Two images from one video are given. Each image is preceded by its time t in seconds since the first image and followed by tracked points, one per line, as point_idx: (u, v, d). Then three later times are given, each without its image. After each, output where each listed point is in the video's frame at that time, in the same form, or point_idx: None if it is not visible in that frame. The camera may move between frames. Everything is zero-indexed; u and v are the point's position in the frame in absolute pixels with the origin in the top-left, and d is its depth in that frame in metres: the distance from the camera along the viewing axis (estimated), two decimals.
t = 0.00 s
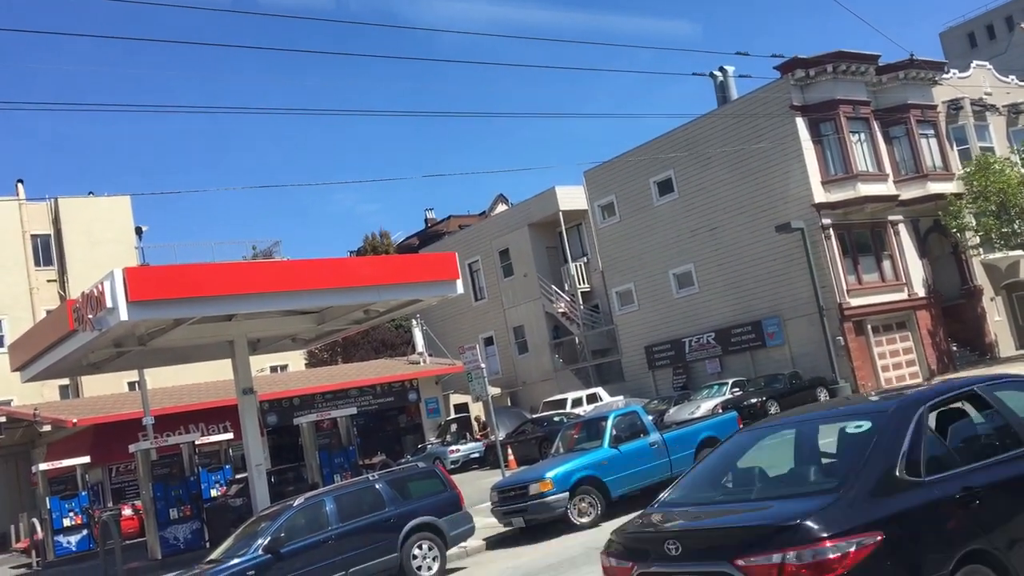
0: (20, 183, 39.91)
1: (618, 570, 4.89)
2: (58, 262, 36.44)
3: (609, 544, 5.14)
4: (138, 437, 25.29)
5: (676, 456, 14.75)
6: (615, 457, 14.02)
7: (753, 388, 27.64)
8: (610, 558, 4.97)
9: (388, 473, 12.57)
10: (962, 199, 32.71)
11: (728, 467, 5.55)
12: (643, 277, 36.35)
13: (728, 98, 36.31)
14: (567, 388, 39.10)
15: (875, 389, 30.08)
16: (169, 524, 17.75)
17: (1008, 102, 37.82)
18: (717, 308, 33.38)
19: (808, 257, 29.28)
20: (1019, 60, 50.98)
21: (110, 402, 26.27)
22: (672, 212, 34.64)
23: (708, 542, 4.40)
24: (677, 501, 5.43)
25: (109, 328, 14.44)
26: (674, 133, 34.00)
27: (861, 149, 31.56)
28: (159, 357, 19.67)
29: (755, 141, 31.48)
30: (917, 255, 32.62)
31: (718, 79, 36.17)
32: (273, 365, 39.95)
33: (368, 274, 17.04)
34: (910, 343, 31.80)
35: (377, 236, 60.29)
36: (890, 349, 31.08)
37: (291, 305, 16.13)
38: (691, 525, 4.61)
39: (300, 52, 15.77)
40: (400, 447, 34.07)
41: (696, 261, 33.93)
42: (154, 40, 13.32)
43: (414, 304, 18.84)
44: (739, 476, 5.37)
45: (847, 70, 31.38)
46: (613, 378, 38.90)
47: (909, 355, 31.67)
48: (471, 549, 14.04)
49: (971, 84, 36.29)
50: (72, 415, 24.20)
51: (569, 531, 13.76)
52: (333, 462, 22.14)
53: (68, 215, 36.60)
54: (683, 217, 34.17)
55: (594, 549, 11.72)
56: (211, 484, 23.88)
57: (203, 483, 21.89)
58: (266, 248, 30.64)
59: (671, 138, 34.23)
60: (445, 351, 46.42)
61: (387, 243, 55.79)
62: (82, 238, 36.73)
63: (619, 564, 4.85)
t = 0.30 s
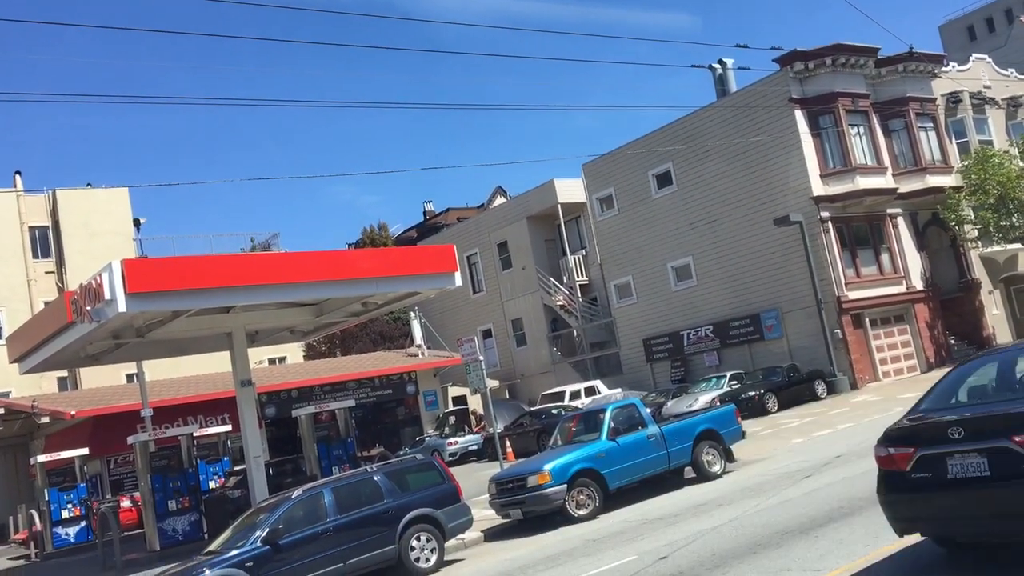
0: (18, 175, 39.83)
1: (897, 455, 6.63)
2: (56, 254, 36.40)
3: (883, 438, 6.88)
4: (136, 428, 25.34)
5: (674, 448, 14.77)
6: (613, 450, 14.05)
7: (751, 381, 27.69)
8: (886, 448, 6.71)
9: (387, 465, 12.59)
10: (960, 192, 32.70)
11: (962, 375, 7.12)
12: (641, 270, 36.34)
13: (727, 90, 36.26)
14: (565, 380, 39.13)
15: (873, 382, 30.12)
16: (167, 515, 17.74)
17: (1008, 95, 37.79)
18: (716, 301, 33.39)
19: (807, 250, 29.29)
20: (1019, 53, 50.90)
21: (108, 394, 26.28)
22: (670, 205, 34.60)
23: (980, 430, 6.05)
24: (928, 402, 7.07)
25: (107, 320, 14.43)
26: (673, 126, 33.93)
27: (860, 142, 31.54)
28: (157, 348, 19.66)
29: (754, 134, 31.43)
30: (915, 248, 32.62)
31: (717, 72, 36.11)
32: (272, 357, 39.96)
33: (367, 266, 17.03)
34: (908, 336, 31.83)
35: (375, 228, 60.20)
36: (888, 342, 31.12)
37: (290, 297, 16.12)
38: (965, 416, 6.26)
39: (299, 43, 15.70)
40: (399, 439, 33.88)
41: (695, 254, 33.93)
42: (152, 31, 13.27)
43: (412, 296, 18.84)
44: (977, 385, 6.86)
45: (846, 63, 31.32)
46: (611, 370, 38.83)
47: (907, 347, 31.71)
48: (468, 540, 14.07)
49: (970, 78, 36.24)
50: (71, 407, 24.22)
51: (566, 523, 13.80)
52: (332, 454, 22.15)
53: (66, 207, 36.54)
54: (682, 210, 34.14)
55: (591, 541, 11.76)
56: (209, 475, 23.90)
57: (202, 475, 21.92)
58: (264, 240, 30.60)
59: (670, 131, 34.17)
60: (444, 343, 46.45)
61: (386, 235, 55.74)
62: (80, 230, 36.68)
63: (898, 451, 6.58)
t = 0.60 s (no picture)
0: (15, 169, 39.74)
1: None
2: (53, 248, 36.37)
3: None
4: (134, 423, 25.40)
5: (671, 443, 14.80)
6: (611, 444, 14.07)
7: (748, 375, 27.74)
8: None
9: (384, 460, 12.60)
10: (958, 187, 32.73)
11: None
12: (639, 265, 36.37)
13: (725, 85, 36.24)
14: (563, 375, 39.17)
15: (870, 377, 30.18)
16: (166, 510, 17.76)
17: (1005, 90, 37.80)
18: (714, 296, 33.41)
19: (805, 245, 29.31)
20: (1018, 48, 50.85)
21: (106, 389, 26.27)
22: (668, 200, 34.61)
23: None
24: None
25: (105, 314, 14.43)
26: (671, 121, 33.92)
27: (858, 137, 31.55)
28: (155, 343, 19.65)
29: (753, 129, 31.42)
30: (912, 243, 32.64)
31: (715, 67, 36.09)
32: (270, 352, 39.97)
33: (365, 261, 17.04)
34: (905, 331, 31.87)
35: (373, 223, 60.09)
36: (885, 337, 31.16)
37: (288, 292, 16.12)
38: None
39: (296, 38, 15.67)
40: (397, 434, 33.84)
41: (693, 248, 33.95)
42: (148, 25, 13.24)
43: (410, 291, 18.84)
44: None
45: (844, 58, 31.33)
46: (609, 365, 39.14)
47: (904, 342, 31.76)
48: (466, 534, 14.10)
49: (968, 73, 36.25)
50: (68, 401, 24.22)
51: (564, 518, 13.84)
52: (329, 449, 22.13)
53: (63, 202, 36.49)
54: (680, 204, 34.14)
55: (588, 535, 11.79)
56: (207, 470, 23.95)
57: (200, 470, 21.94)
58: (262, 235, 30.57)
59: (668, 126, 34.15)
60: (441, 338, 46.47)
61: (383, 230, 55.72)
62: (78, 224, 36.62)
63: None
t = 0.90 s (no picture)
0: (11, 166, 39.67)
1: None
2: (49, 245, 36.30)
3: None
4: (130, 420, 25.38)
5: (668, 440, 14.82)
6: (607, 441, 14.09)
7: (745, 372, 27.78)
8: None
9: (381, 457, 12.61)
10: (954, 184, 32.77)
11: None
12: (636, 261, 36.38)
13: (722, 82, 36.24)
14: (560, 372, 39.20)
15: (866, 374, 30.24)
16: (162, 506, 17.76)
17: (1002, 87, 37.85)
18: (710, 293, 33.43)
19: (801, 242, 29.32)
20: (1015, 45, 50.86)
21: (102, 386, 26.25)
22: (665, 196, 34.61)
23: None
24: None
25: (101, 311, 14.41)
26: (668, 118, 33.91)
27: (855, 134, 31.58)
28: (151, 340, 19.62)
29: (749, 126, 31.43)
30: (909, 240, 32.68)
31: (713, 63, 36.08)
32: (266, 349, 39.94)
33: (362, 258, 17.02)
34: (901, 328, 31.93)
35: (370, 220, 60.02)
36: (882, 334, 31.21)
37: (285, 289, 16.10)
38: None
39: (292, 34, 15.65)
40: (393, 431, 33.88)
41: (689, 245, 33.96)
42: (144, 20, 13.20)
43: (407, 288, 18.83)
44: None
45: (841, 55, 31.35)
46: (605, 362, 39.25)
47: (901, 339, 31.81)
48: (463, 531, 14.11)
49: (965, 70, 36.29)
50: (64, 398, 24.18)
51: (561, 515, 13.85)
52: (326, 445, 22.13)
53: (59, 198, 36.40)
54: (677, 201, 34.14)
55: (585, 532, 11.81)
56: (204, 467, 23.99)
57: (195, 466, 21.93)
58: (258, 232, 30.53)
59: (665, 123, 34.13)
60: (438, 335, 46.47)
61: (380, 227, 55.68)
62: (74, 221, 36.57)
63: None
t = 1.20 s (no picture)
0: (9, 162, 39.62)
1: None
2: (47, 241, 36.25)
3: None
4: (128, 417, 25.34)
5: (666, 437, 14.81)
6: (605, 438, 14.08)
7: (743, 370, 27.80)
8: None
9: (380, 453, 12.60)
10: (953, 182, 32.77)
11: None
12: (634, 259, 36.36)
13: (721, 79, 36.21)
14: (558, 369, 39.19)
15: (865, 372, 30.24)
16: (160, 503, 17.69)
17: (1001, 85, 37.84)
18: (709, 290, 33.42)
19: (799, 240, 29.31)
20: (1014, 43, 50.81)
21: (100, 382, 26.21)
22: (664, 194, 34.58)
23: None
24: None
25: (99, 308, 14.38)
26: (667, 115, 33.87)
27: (854, 132, 31.57)
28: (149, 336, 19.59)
29: (748, 123, 31.41)
30: (908, 238, 32.68)
31: (712, 61, 36.05)
32: (265, 346, 39.92)
33: (361, 255, 17.00)
34: (900, 326, 31.93)
35: (368, 218, 59.97)
36: (880, 332, 31.20)
37: (283, 285, 16.08)
38: None
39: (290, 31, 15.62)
40: (391, 428, 33.91)
41: (688, 243, 33.95)
42: (140, 16, 13.15)
43: (406, 285, 18.81)
44: None
45: (840, 53, 31.34)
46: (604, 360, 39.26)
47: (899, 338, 31.81)
48: (461, 528, 14.10)
49: (964, 68, 36.28)
50: (62, 394, 24.16)
51: (559, 512, 13.84)
52: (324, 442, 22.12)
53: (57, 195, 36.35)
54: (676, 199, 34.13)
55: (583, 528, 11.79)
56: (202, 464, 23.95)
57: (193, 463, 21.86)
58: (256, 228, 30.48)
59: (664, 120, 34.09)
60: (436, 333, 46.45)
61: (379, 224, 55.63)
62: (72, 217, 36.53)
63: None
